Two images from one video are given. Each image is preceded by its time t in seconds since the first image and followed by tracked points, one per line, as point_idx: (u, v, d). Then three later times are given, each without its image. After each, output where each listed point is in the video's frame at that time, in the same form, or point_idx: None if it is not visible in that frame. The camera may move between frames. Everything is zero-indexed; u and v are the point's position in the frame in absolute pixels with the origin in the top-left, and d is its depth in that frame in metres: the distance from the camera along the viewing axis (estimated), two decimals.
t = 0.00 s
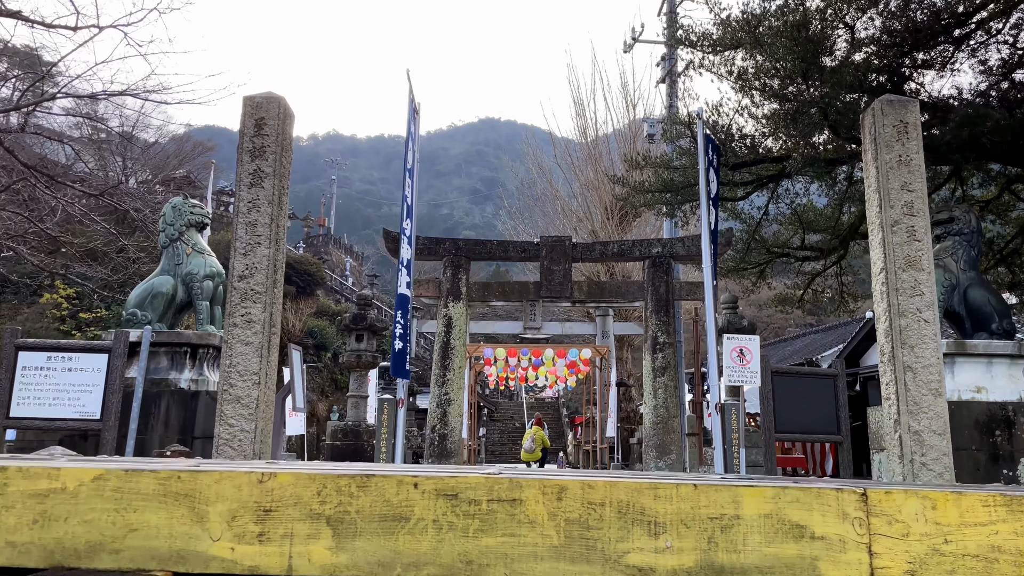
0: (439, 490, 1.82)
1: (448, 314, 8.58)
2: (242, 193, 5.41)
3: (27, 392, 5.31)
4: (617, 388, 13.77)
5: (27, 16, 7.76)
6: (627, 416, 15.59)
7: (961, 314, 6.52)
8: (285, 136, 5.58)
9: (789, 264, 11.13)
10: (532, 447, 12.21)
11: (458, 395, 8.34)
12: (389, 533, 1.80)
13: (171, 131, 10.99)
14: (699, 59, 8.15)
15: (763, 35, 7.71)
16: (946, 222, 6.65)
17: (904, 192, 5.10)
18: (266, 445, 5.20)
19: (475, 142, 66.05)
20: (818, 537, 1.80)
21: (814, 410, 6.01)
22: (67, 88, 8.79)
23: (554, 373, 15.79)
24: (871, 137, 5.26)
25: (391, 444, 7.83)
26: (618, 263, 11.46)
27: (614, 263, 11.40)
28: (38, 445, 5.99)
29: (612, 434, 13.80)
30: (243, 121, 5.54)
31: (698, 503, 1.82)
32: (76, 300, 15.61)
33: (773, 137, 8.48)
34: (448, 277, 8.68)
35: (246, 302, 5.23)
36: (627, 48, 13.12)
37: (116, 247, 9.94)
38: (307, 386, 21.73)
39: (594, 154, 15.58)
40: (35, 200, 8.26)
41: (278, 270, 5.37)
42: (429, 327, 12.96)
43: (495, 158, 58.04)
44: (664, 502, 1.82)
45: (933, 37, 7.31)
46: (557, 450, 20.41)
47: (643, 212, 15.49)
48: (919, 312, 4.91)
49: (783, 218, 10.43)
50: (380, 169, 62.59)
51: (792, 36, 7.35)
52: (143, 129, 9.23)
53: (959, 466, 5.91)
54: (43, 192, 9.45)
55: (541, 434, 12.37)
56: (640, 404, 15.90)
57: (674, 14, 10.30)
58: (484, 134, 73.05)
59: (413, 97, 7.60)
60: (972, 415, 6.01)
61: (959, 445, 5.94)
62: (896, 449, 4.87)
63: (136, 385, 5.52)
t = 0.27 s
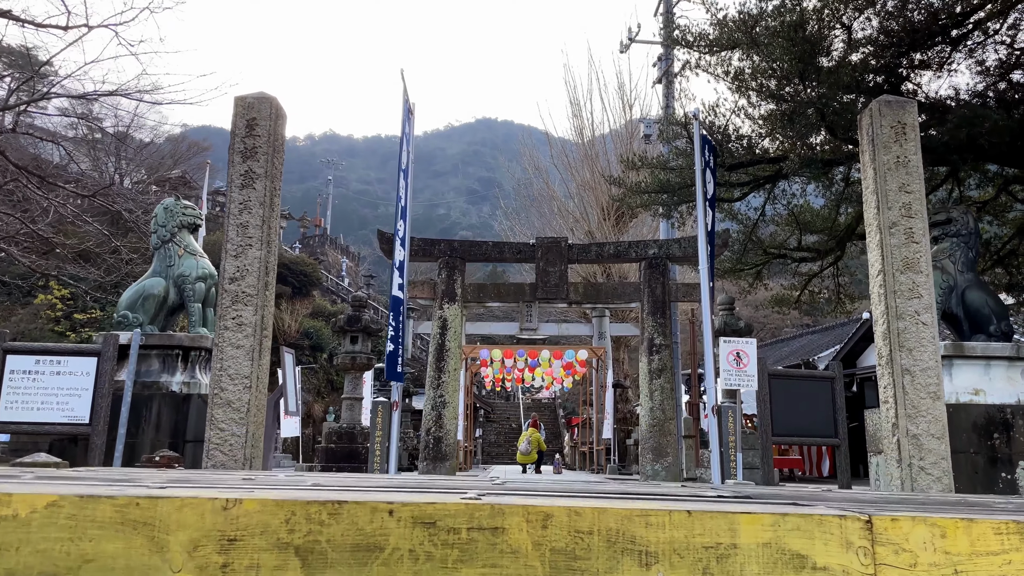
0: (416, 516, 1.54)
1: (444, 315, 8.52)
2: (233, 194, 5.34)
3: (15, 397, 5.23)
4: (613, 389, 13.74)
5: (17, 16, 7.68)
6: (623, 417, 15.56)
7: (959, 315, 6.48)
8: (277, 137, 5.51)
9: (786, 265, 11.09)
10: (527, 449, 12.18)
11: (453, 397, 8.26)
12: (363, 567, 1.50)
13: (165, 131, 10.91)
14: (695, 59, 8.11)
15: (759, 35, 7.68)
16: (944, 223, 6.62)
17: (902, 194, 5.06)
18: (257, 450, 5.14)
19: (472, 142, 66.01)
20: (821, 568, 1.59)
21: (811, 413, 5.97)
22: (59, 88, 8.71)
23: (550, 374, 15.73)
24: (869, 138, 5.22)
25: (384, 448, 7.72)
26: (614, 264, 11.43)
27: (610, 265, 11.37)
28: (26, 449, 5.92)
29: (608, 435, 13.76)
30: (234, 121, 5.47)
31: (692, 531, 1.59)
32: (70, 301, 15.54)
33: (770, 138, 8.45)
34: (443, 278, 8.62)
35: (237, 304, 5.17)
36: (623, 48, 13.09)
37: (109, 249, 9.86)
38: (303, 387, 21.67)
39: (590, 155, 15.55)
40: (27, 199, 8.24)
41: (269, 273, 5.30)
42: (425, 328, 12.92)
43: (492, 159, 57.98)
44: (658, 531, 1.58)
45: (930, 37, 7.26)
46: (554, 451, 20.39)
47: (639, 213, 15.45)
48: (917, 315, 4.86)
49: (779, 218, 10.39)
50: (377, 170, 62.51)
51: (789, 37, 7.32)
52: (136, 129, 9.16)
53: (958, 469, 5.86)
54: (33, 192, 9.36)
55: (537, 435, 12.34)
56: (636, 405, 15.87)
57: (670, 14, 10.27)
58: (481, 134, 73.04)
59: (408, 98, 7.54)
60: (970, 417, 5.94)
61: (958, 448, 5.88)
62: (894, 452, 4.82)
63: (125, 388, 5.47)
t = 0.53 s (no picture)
0: (385, 557, 1.44)
1: (438, 317, 8.43)
2: (224, 195, 5.26)
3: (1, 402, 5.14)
4: (610, 390, 13.67)
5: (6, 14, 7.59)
6: (620, 418, 15.49)
7: (958, 317, 6.43)
8: (268, 137, 5.43)
9: (784, 266, 11.04)
10: (524, 452, 12.10)
11: (448, 400, 8.18)
12: None
13: (158, 132, 10.82)
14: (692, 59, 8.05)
15: (757, 35, 7.62)
16: (943, 225, 6.57)
17: (901, 195, 5.00)
18: (247, 455, 5.06)
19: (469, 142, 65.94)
20: None
21: (809, 417, 5.90)
22: (51, 88, 8.62)
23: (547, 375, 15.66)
24: (867, 138, 5.16)
25: (378, 453, 7.58)
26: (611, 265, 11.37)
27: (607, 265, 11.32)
28: (13, 454, 5.82)
29: (605, 437, 13.69)
30: (224, 121, 5.39)
31: (684, 570, 1.48)
32: (64, 302, 15.43)
33: (768, 139, 8.38)
34: (438, 280, 8.54)
35: (227, 307, 5.08)
36: (620, 48, 13.04)
37: (101, 249, 9.77)
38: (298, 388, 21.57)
39: (587, 155, 15.49)
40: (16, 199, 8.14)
41: (260, 275, 5.22)
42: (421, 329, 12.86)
43: (489, 159, 57.90)
44: (648, 571, 1.48)
45: (929, 36, 7.19)
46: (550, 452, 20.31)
47: (636, 213, 15.39)
48: (916, 318, 4.80)
49: (777, 219, 10.33)
50: (374, 170, 62.40)
51: (787, 37, 7.26)
52: (129, 129, 9.06)
53: (956, 472, 5.83)
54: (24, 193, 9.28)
55: (533, 438, 12.27)
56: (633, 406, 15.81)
57: (667, 13, 10.21)
58: (478, 134, 72.97)
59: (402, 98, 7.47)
60: (970, 420, 5.87)
61: (957, 452, 5.83)
62: (893, 457, 4.75)
63: (113, 392, 5.39)
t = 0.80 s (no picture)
0: None
1: (434, 320, 8.34)
2: (214, 198, 5.17)
3: None
4: (607, 391, 13.61)
5: None
6: (618, 419, 15.43)
7: (959, 321, 6.36)
8: (259, 138, 5.34)
9: (782, 268, 10.97)
10: (520, 454, 12.03)
11: (443, 404, 8.09)
12: None
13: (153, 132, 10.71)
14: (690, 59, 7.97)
15: (755, 35, 7.55)
16: (943, 227, 6.49)
17: (902, 198, 4.93)
18: (238, 463, 4.98)
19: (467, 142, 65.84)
20: None
21: (808, 423, 5.83)
22: (43, 88, 8.51)
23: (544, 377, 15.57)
24: (868, 141, 5.08)
25: (372, 457, 7.49)
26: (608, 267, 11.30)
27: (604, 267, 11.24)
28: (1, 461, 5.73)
29: (602, 439, 13.61)
30: (214, 123, 5.30)
31: None
32: (58, 302, 15.31)
33: (766, 140, 8.31)
34: (433, 282, 8.46)
35: (217, 312, 5.00)
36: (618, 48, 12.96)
37: (94, 250, 9.67)
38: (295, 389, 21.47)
39: (584, 155, 15.42)
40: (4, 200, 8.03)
41: (251, 279, 5.13)
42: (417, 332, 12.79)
43: (487, 159, 57.79)
44: None
45: (929, 37, 7.12)
46: (548, 453, 20.25)
47: (634, 214, 15.33)
48: (917, 323, 4.73)
49: (775, 220, 10.26)
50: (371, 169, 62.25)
51: (787, 37, 7.18)
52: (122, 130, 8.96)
53: (957, 478, 5.78)
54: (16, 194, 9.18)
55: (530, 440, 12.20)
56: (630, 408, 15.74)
57: (665, 13, 10.13)
58: (476, 133, 72.89)
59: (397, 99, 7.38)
60: (971, 426, 5.80)
61: (958, 457, 5.78)
62: (894, 465, 4.68)
63: (101, 398, 5.30)
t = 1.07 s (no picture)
0: None
1: (431, 322, 8.28)
2: (207, 200, 5.11)
3: None
4: (605, 394, 13.52)
5: None
6: (616, 421, 15.39)
7: (959, 324, 6.32)
8: (253, 139, 5.28)
9: (780, 269, 10.93)
10: (517, 457, 11.97)
11: (440, 407, 8.03)
12: None
13: (150, 133, 10.63)
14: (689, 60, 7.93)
15: (754, 36, 7.51)
16: (943, 229, 6.43)
17: (902, 201, 4.88)
18: (231, 467, 4.92)
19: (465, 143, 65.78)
20: None
21: (807, 427, 5.78)
22: (38, 89, 8.44)
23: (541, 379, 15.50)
24: (868, 142, 5.04)
25: (368, 461, 7.39)
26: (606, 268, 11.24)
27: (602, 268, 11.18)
28: None
29: (600, 442, 13.55)
30: (208, 123, 5.25)
31: None
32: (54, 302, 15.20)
33: (765, 141, 8.27)
34: (430, 284, 8.40)
35: (211, 315, 4.94)
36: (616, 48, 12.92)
37: (88, 251, 9.59)
38: (292, 390, 21.39)
39: (582, 156, 15.38)
40: None
41: (244, 282, 5.07)
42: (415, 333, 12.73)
43: (485, 159, 57.73)
44: None
45: (928, 38, 7.09)
46: (546, 455, 20.19)
47: (632, 215, 15.29)
48: (918, 326, 4.68)
49: (774, 222, 10.22)
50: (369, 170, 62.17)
51: (786, 38, 7.14)
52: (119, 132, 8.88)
53: (957, 483, 5.73)
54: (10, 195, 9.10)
55: (527, 443, 12.16)
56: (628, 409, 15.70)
57: (663, 14, 10.10)
58: (474, 134, 72.84)
59: (393, 100, 7.32)
60: (971, 429, 5.75)
61: (958, 461, 5.73)
62: (894, 469, 4.63)
63: (92, 401, 5.24)
